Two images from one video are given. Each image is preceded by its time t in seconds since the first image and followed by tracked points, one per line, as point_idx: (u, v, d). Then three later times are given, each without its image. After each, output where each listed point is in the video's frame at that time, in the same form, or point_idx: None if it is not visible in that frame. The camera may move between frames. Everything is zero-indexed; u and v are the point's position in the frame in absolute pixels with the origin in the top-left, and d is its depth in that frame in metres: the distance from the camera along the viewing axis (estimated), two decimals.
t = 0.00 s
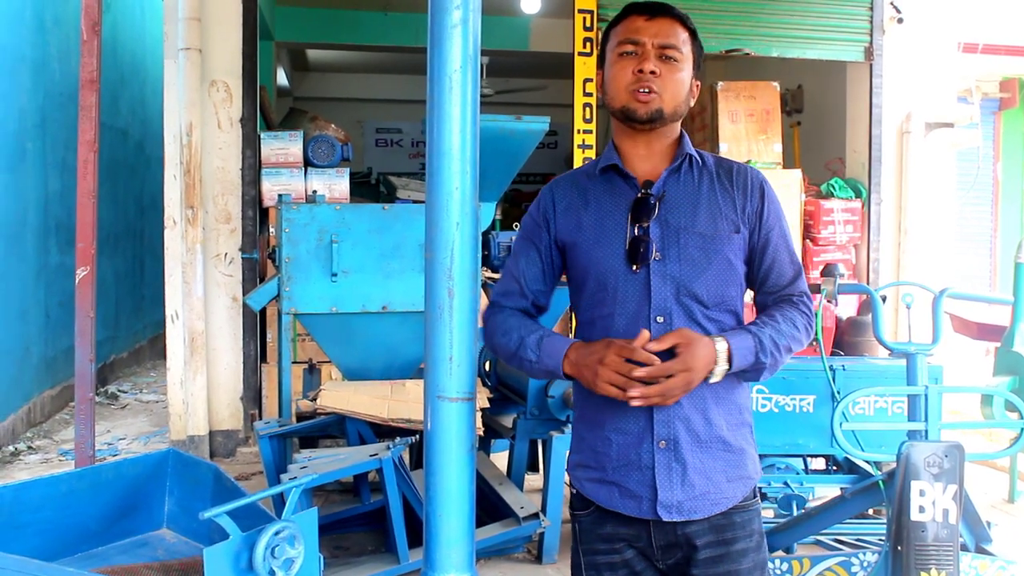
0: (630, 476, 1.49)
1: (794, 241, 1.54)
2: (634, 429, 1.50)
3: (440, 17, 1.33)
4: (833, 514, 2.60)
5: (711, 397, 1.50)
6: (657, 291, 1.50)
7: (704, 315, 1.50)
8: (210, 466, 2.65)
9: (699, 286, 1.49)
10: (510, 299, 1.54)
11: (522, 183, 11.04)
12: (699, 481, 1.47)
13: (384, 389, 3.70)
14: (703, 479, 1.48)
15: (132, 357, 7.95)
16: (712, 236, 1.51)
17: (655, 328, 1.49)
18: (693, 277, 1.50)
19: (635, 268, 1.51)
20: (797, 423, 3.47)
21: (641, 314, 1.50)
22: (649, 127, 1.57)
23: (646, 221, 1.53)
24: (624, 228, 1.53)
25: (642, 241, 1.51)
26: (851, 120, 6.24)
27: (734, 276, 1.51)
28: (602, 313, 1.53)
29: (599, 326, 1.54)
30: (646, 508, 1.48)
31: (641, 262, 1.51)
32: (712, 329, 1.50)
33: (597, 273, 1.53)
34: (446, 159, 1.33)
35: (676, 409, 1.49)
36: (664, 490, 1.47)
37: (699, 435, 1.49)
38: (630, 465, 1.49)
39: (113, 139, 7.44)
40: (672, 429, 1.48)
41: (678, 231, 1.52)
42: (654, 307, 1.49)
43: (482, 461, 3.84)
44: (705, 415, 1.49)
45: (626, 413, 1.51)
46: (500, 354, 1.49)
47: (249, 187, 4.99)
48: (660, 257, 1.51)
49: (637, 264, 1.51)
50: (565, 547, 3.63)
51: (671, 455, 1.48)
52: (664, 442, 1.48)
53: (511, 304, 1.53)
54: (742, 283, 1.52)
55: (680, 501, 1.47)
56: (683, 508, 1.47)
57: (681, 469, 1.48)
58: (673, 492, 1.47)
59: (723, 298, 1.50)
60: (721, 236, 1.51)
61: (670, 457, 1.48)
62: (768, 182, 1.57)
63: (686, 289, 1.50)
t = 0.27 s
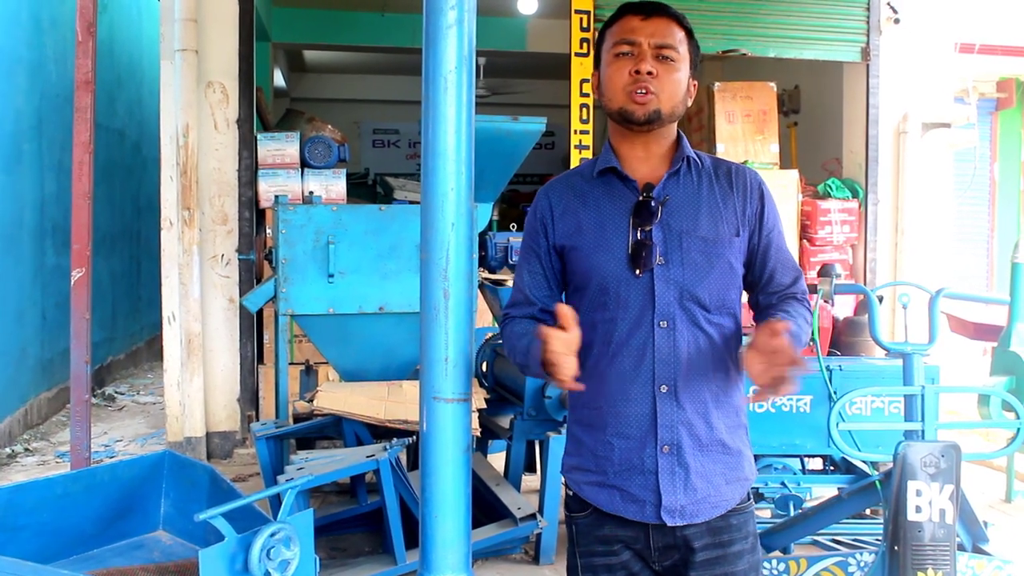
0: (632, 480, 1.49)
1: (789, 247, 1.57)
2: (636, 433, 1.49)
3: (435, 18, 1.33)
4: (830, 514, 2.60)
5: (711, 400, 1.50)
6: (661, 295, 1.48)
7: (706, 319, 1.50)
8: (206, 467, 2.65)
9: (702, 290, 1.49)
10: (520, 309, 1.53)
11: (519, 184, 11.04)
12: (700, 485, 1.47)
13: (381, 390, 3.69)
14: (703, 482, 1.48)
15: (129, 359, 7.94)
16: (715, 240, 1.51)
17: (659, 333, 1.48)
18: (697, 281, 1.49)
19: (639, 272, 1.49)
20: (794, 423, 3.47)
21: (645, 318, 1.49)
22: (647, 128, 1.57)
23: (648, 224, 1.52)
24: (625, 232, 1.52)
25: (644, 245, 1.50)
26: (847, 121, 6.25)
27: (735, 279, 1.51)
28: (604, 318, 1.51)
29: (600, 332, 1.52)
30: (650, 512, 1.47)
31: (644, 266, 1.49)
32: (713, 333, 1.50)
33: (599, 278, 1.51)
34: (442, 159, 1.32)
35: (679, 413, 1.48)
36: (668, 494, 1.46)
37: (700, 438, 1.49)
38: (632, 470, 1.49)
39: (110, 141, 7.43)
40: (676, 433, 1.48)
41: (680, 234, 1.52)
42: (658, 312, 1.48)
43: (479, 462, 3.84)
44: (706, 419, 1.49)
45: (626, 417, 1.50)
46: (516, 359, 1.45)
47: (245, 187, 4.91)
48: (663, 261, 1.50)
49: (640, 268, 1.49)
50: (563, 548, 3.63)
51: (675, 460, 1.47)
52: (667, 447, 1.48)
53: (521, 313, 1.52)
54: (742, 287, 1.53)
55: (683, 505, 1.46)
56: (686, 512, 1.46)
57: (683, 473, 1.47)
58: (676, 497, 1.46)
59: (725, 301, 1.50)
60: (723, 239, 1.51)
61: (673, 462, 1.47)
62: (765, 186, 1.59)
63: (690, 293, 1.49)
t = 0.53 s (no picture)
0: (629, 483, 1.49)
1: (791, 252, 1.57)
2: (634, 436, 1.49)
3: (431, 18, 1.32)
4: (827, 514, 2.60)
5: (711, 404, 1.51)
6: (663, 299, 1.48)
7: (707, 323, 1.50)
8: (202, 468, 2.64)
9: (703, 294, 1.49)
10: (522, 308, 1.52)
11: (516, 185, 11.04)
12: (698, 488, 1.48)
13: (377, 390, 3.69)
14: (701, 486, 1.48)
15: (125, 359, 7.91)
16: (717, 244, 1.51)
17: (660, 336, 1.48)
18: (698, 285, 1.49)
19: (641, 275, 1.49)
20: (791, 424, 3.47)
21: (646, 321, 1.49)
22: (653, 132, 1.56)
23: (651, 227, 1.51)
24: (627, 234, 1.52)
25: (646, 248, 1.49)
26: (844, 122, 6.26)
27: (736, 284, 1.52)
28: (604, 319, 1.51)
29: (601, 333, 1.52)
30: (647, 515, 1.47)
31: (646, 269, 1.49)
32: (714, 337, 1.50)
33: (600, 279, 1.51)
34: (437, 159, 1.32)
35: (678, 416, 1.48)
36: (666, 498, 1.46)
37: (699, 442, 1.49)
38: (630, 472, 1.48)
39: (106, 141, 7.41)
40: (675, 437, 1.47)
41: (682, 237, 1.51)
42: (659, 316, 1.48)
43: (476, 463, 3.84)
44: (706, 423, 1.49)
45: (625, 420, 1.49)
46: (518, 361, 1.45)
47: (242, 188, 4.94)
48: (665, 264, 1.50)
49: (642, 271, 1.49)
50: (559, 548, 3.63)
51: (673, 463, 1.47)
52: (666, 450, 1.47)
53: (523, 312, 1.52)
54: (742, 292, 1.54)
55: (681, 509, 1.46)
56: (683, 515, 1.46)
57: (681, 477, 1.47)
58: (673, 500, 1.46)
59: (725, 306, 1.50)
60: (726, 244, 1.51)
61: (671, 466, 1.47)
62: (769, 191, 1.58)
63: (691, 297, 1.49)
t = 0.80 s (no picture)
0: (631, 485, 1.49)
1: (799, 253, 1.56)
2: (637, 439, 1.49)
3: (428, 20, 1.32)
4: (824, 514, 2.60)
5: (715, 407, 1.50)
6: (667, 301, 1.49)
7: (711, 325, 1.50)
8: (199, 469, 2.64)
9: (708, 297, 1.50)
10: (529, 308, 1.53)
11: (513, 186, 11.04)
12: (701, 491, 1.48)
13: (374, 391, 3.68)
14: (703, 488, 1.48)
15: (122, 359, 7.90)
16: (723, 246, 1.51)
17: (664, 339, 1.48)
18: (702, 287, 1.50)
19: (645, 278, 1.50)
20: (787, 425, 3.48)
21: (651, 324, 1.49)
22: (661, 133, 1.56)
23: (657, 229, 1.51)
24: (633, 236, 1.52)
25: (652, 250, 1.50)
26: (841, 123, 6.27)
27: (742, 287, 1.51)
28: (610, 320, 1.51)
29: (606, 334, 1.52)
30: (649, 518, 1.47)
31: (651, 271, 1.50)
32: (718, 340, 1.50)
33: (605, 280, 1.52)
34: (435, 160, 1.32)
35: (681, 419, 1.48)
36: (668, 500, 1.46)
37: (702, 445, 1.48)
38: (633, 474, 1.49)
39: (103, 141, 7.40)
40: (676, 440, 1.48)
41: (688, 240, 1.52)
42: (663, 318, 1.49)
43: (473, 463, 3.84)
44: (709, 426, 1.49)
45: (627, 422, 1.50)
46: (528, 365, 1.48)
47: (239, 188, 4.96)
48: (671, 267, 1.50)
49: (647, 274, 1.50)
50: (556, 549, 3.62)
51: (675, 466, 1.47)
52: (668, 452, 1.48)
53: (531, 313, 1.53)
54: (748, 294, 1.53)
55: (683, 512, 1.46)
56: (684, 518, 1.46)
57: (684, 480, 1.47)
58: (675, 503, 1.46)
59: (730, 309, 1.51)
60: (731, 246, 1.51)
61: (674, 468, 1.47)
62: (777, 191, 1.57)
63: (695, 299, 1.50)
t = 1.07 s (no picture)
0: (633, 485, 1.49)
1: (810, 250, 1.55)
2: (638, 439, 1.50)
3: (427, 20, 1.32)
4: (821, 515, 2.61)
5: (718, 408, 1.49)
6: (669, 301, 1.49)
7: (714, 325, 1.50)
8: (197, 470, 2.63)
9: (711, 296, 1.49)
10: (528, 305, 1.53)
11: (511, 186, 11.04)
12: (703, 491, 1.47)
13: (373, 391, 3.68)
14: (705, 489, 1.48)
15: (120, 360, 7.89)
16: (727, 246, 1.51)
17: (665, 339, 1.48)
18: (706, 286, 1.50)
19: (648, 277, 1.50)
20: (786, 425, 3.48)
21: (653, 324, 1.49)
22: (663, 132, 1.56)
23: (660, 228, 1.52)
24: (636, 236, 1.52)
25: (655, 249, 1.50)
26: (839, 123, 6.28)
27: (747, 286, 1.51)
28: (613, 319, 1.52)
29: (610, 333, 1.52)
30: (650, 518, 1.48)
31: (653, 271, 1.49)
32: (724, 339, 1.50)
33: (609, 280, 1.52)
34: (434, 160, 1.32)
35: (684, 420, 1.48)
36: (669, 500, 1.46)
37: (704, 446, 1.48)
38: (634, 474, 1.49)
39: (101, 142, 7.40)
40: (677, 440, 1.48)
41: (692, 239, 1.52)
42: (665, 317, 1.49)
43: (472, 464, 3.83)
44: (711, 427, 1.49)
45: (628, 423, 1.50)
46: (522, 362, 1.48)
47: (238, 189, 4.98)
48: (674, 266, 1.50)
49: (650, 273, 1.49)
50: (555, 549, 3.62)
51: (676, 466, 1.47)
52: (668, 453, 1.48)
53: (529, 310, 1.53)
54: (754, 293, 1.53)
55: (684, 512, 1.46)
56: (686, 519, 1.46)
57: (686, 481, 1.47)
58: (677, 503, 1.46)
59: (734, 308, 1.50)
60: (736, 246, 1.51)
61: (675, 469, 1.47)
62: (784, 189, 1.57)
63: (699, 299, 1.49)
